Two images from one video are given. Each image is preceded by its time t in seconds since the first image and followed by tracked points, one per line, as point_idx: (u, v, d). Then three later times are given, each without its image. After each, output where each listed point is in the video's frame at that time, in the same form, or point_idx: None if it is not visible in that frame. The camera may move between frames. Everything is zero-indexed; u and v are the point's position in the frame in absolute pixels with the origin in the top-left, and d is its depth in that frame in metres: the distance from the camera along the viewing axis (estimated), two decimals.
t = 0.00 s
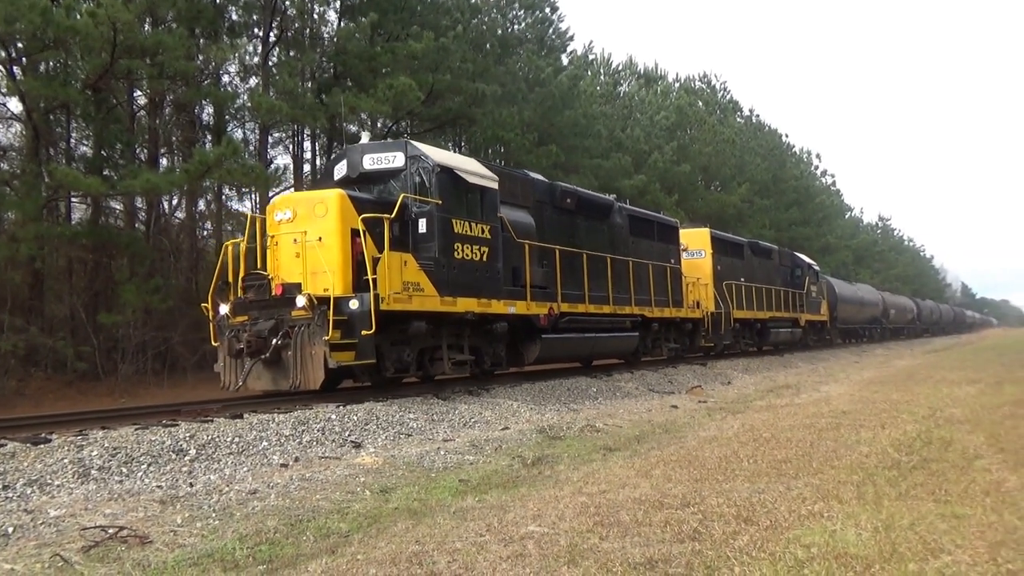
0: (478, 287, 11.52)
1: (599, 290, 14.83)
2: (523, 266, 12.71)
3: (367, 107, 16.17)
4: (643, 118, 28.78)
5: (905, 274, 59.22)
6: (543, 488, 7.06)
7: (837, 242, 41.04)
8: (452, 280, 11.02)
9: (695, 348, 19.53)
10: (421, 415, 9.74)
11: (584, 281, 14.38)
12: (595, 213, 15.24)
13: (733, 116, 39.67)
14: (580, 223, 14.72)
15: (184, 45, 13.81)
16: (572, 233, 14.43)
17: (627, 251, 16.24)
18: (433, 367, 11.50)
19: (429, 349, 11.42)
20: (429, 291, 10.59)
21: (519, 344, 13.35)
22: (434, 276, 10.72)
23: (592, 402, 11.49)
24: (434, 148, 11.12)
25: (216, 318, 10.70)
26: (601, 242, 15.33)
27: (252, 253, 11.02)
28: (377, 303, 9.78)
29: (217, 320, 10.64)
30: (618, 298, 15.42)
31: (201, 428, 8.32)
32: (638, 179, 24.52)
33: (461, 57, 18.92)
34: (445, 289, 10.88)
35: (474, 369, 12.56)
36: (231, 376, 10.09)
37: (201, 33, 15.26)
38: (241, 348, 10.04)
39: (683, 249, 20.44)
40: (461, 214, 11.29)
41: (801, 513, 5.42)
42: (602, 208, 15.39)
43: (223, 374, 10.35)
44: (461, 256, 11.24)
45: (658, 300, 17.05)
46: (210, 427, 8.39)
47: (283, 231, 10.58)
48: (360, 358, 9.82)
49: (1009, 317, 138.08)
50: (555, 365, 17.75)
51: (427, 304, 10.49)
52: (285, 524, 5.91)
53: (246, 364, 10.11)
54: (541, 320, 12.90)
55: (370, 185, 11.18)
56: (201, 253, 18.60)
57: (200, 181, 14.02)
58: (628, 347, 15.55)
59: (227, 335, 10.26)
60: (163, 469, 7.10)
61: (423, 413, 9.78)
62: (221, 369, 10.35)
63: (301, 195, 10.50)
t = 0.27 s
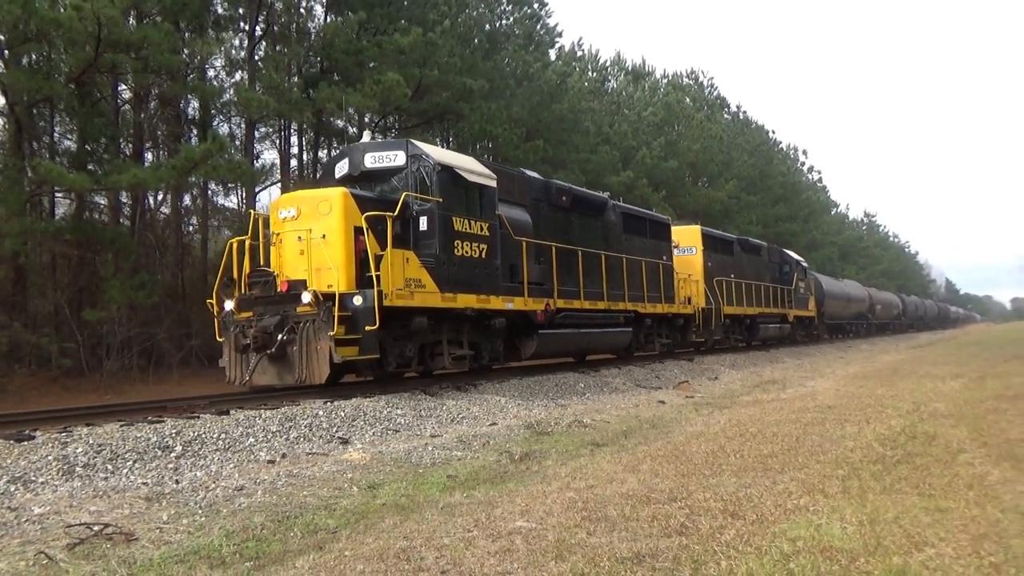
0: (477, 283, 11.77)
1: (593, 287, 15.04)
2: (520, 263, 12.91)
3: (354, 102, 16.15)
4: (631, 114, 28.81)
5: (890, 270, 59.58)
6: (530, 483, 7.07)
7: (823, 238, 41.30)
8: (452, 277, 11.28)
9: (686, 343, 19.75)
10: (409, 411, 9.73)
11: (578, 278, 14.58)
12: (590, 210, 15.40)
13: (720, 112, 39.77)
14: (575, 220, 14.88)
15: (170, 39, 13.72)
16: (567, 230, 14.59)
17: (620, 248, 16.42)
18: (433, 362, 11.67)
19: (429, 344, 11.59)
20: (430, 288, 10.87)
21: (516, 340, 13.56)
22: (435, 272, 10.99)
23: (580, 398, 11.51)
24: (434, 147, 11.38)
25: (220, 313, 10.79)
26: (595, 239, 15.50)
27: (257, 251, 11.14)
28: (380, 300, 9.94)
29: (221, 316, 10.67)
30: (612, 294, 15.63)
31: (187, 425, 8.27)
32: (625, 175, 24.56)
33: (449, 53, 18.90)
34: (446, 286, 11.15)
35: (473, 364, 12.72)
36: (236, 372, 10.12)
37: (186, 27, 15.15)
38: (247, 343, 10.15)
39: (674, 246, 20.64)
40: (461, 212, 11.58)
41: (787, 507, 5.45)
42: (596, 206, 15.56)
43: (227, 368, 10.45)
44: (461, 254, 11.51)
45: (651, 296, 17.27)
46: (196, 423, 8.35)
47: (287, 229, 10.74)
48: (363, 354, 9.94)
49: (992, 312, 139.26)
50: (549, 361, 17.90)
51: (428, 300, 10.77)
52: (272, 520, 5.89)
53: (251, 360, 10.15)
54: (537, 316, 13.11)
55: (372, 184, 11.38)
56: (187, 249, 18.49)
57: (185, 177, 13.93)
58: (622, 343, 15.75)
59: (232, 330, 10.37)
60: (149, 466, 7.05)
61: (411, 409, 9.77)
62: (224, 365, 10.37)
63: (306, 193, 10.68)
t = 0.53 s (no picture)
0: (476, 280, 12.01)
1: (588, 284, 15.22)
2: (518, 260, 13.10)
3: (341, 98, 16.09)
4: (619, 111, 28.82)
5: (875, 266, 59.95)
6: (518, 480, 7.08)
7: (809, 235, 41.49)
8: (451, 274, 11.54)
9: (678, 339, 19.89)
10: (397, 407, 9.72)
11: (574, 275, 14.76)
12: (584, 208, 15.56)
13: (707, 108, 39.82)
14: (570, 218, 15.04)
15: (155, 34, 13.63)
16: (562, 228, 14.76)
17: (614, 245, 16.58)
18: (434, 357, 12.03)
19: (430, 340, 11.95)
20: (431, 285, 11.14)
21: (513, 336, 13.88)
22: (435, 270, 11.26)
23: (567, 394, 11.53)
24: (435, 146, 11.60)
25: (228, 310, 11.04)
26: (590, 237, 15.67)
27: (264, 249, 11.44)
28: (383, 297, 10.20)
29: (228, 312, 10.98)
30: (607, 291, 15.82)
31: (173, 422, 8.23)
32: (613, 171, 24.58)
33: (437, 48, 18.85)
34: (446, 283, 11.42)
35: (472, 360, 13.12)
36: (242, 367, 10.43)
37: (172, 21, 15.04)
38: (253, 339, 10.39)
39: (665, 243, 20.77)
40: (461, 210, 11.78)
41: (773, 503, 5.48)
42: (590, 204, 15.72)
43: (234, 364, 10.69)
44: (461, 251, 11.75)
45: (643, 293, 17.43)
46: (182, 420, 8.31)
47: (293, 227, 11.08)
48: (367, 350, 10.22)
49: (975, 308, 140.48)
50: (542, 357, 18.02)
51: (429, 297, 11.05)
52: (259, 518, 5.86)
53: (257, 355, 10.46)
54: (534, 312, 13.33)
55: (375, 183, 11.72)
56: (173, 245, 18.39)
57: (171, 173, 13.86)
58: (615, 338, 15.93)
59: (239, 327, 10.62)
60: (134, 463, 7.01)
61: (398, 405, 9.75)
62: (231, 360, 10.69)
63: (311, 192, 10.97)
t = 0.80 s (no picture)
0: (476, 277, 12.16)
1: (583, 280, 15.36)
2: (515, 258, 13.30)
3: (328, 93, 16.03)
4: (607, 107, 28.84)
5: (861, 263, 60.33)
6: (506, 476, 7.08)
7: (796, 232, 41.67)
8: (452, 272, 11.69)
9: (669, 335, 19.97)
10: (385, 404, 9.70)
11: (569, 272, 14.92)
12: (579, 206, 15.68)
13: (695, 105, 39.88)
14: (565, 217, 15.17)
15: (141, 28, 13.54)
16: (557, 227, 14.89)
17: (608, 243, 16.71)
18: (434, 353, 12.17)
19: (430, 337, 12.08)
20: (433, 282, 11.27)
21: (510, 332, 14.01)
22: (437, 267, 11.39)
23: (556, 390, 11.55)
24: (436, 146, 11.76)
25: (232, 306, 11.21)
26: (584, 234, 15.79)
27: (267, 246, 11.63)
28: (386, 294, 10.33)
29: (232, 308, 11.17)
30: (601, 288, 15.98)
31: (159, 419, 8.18)
32: (601, 167, 24.60)
33: (425, 44, 18.81)
34: (447, 280, 11.56)
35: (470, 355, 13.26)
36: (247, 362, 10.65)
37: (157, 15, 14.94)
38: (259, 335, 10.59)
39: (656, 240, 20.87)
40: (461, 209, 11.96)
41: (760, 497, 5.50)
42: (585, 202, 15.85)
43: (238, 359, 10.88)
44: (461, 249, 11.89)
45: (636, 289, 17.55)
46: (169, 418, 8.26)
47: (297, 225, 11.24)
48: (370, 345, 10.46)
49: (959, 304, 141.65)
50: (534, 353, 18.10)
51: (431, 294, 11.19)
52: (246, 515, 5.84)
53: (262, 351, 10.67)
54: (531, 308, 13.49)
55: (375, 181, 11.83)
56: (159, 241, 18.29)
57: (157, 169, 13.77)
58: (608, 335, 16.06)
59: (244, 323, 10.80)
60: (120, 461, 6.96)
61: (387, 402, 9.73)
62: (236, 355, 10.89)
63: (315, 191, 11.14)
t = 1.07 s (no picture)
0: (475, 275, 12.37)
1: (577, 278, 15.57)
2: (512, 255, 13.52)
3: (316, 89, 15.97)
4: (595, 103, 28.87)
5: (846, 259, 60.64)
6: (495, 472, 7.08)
7: (782, 228, 41.83)
8: (452, 269, 11.90)
9: (661, 331, 20.04)
10: (373, 401, 9.68)
11: (564, 269, 15.13)
12: (573, 204, 15.84)
13: (682, 102, 39.93)
14: (559, 215, 15.32)
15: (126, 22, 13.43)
16: (552, 224, 15.05)
17: (602, 240, 16.89)
18: (434, 349, 12.36)
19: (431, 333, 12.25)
20: (433, 280, 11.48)
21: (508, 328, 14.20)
22: (437, 265, 11.59)
23: (545, 386, 11.58)
24: (435, 146, 11.98)
25: (236, 303, 11.34)
26: (578, 232, 15.96)
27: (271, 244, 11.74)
28: (388, 291, 10.58)
29: (237, 305, 11.29)
30: (595, 285, 16.17)
31: (145, 417, 8.12)
32: (589, 164, 24.62)
33: (413, 40, 18.77)
34: (447, 278, 11.77)
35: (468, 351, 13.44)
36: (252, 358, 10.78)
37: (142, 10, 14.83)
38: (265, 332, 10.74)
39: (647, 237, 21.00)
40: (461, 208, 12.21)
41: (748, 493, 5.53)
42: (578, 200, 16.01)
43: (243, 355, 11.01)
44: (460, 247, 12.11)
45: (629, 286, 17.69)
46: (155, 415, 8.22)
47: (302, 223, 11.35)
48: (374, 341, 10.59)
49: (944, 300, 142.71)
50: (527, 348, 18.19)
51: (432, 292, 11.39)
52: (233, 513, 5.82)
53: (267, 347, 10.81)
54: (528, 305, 13.70)
55: (375, 181, 11.97)
56: (145, 237, 18.17)
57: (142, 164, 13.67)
58: (602, 331, 16.24)
59: (250, 320, 10.94)
60: (106, 459, 6.91)
61: (374, 399, 9.71)
62: (240, 352, 11.01)
63: (318, 189, 11.22)
